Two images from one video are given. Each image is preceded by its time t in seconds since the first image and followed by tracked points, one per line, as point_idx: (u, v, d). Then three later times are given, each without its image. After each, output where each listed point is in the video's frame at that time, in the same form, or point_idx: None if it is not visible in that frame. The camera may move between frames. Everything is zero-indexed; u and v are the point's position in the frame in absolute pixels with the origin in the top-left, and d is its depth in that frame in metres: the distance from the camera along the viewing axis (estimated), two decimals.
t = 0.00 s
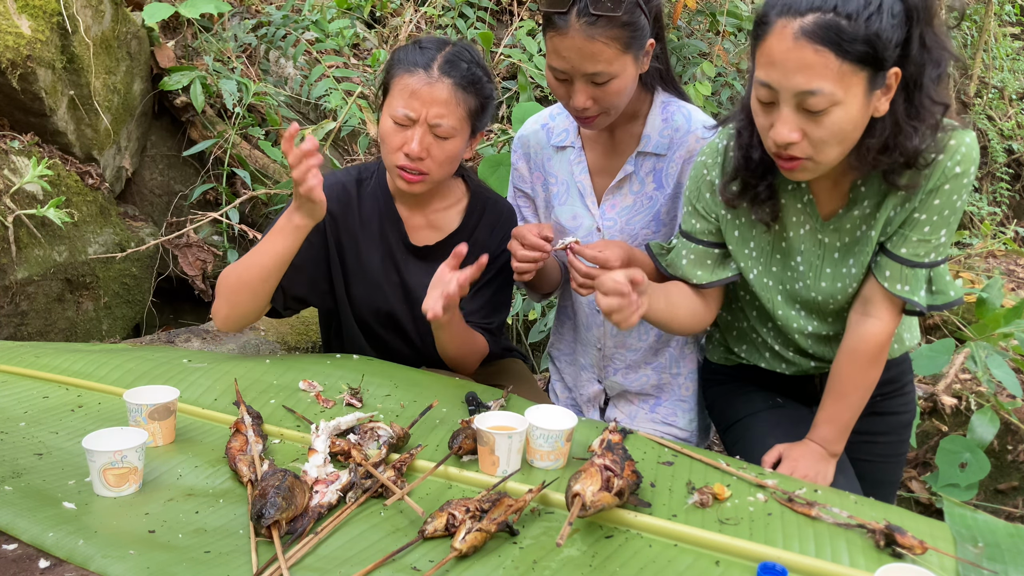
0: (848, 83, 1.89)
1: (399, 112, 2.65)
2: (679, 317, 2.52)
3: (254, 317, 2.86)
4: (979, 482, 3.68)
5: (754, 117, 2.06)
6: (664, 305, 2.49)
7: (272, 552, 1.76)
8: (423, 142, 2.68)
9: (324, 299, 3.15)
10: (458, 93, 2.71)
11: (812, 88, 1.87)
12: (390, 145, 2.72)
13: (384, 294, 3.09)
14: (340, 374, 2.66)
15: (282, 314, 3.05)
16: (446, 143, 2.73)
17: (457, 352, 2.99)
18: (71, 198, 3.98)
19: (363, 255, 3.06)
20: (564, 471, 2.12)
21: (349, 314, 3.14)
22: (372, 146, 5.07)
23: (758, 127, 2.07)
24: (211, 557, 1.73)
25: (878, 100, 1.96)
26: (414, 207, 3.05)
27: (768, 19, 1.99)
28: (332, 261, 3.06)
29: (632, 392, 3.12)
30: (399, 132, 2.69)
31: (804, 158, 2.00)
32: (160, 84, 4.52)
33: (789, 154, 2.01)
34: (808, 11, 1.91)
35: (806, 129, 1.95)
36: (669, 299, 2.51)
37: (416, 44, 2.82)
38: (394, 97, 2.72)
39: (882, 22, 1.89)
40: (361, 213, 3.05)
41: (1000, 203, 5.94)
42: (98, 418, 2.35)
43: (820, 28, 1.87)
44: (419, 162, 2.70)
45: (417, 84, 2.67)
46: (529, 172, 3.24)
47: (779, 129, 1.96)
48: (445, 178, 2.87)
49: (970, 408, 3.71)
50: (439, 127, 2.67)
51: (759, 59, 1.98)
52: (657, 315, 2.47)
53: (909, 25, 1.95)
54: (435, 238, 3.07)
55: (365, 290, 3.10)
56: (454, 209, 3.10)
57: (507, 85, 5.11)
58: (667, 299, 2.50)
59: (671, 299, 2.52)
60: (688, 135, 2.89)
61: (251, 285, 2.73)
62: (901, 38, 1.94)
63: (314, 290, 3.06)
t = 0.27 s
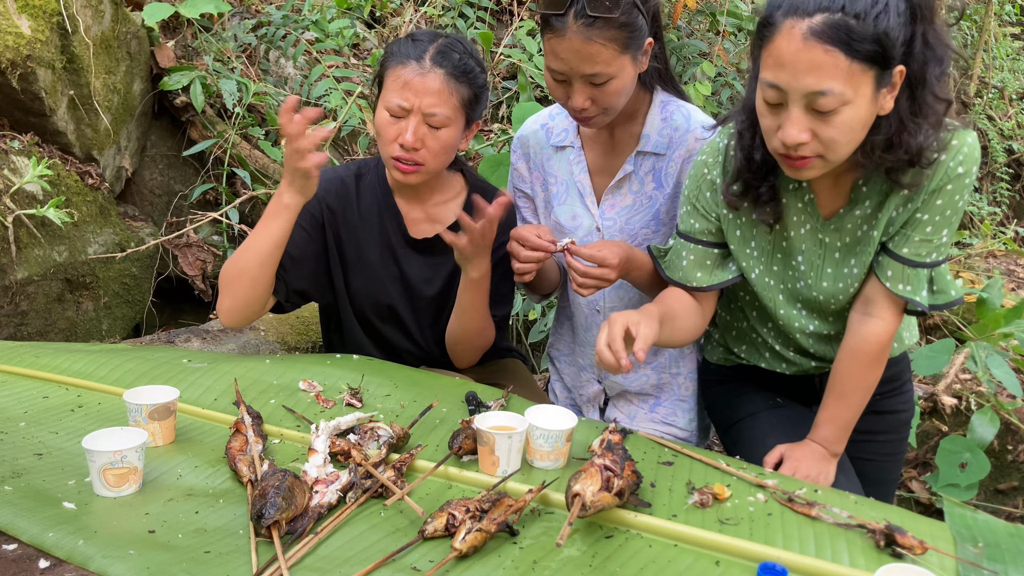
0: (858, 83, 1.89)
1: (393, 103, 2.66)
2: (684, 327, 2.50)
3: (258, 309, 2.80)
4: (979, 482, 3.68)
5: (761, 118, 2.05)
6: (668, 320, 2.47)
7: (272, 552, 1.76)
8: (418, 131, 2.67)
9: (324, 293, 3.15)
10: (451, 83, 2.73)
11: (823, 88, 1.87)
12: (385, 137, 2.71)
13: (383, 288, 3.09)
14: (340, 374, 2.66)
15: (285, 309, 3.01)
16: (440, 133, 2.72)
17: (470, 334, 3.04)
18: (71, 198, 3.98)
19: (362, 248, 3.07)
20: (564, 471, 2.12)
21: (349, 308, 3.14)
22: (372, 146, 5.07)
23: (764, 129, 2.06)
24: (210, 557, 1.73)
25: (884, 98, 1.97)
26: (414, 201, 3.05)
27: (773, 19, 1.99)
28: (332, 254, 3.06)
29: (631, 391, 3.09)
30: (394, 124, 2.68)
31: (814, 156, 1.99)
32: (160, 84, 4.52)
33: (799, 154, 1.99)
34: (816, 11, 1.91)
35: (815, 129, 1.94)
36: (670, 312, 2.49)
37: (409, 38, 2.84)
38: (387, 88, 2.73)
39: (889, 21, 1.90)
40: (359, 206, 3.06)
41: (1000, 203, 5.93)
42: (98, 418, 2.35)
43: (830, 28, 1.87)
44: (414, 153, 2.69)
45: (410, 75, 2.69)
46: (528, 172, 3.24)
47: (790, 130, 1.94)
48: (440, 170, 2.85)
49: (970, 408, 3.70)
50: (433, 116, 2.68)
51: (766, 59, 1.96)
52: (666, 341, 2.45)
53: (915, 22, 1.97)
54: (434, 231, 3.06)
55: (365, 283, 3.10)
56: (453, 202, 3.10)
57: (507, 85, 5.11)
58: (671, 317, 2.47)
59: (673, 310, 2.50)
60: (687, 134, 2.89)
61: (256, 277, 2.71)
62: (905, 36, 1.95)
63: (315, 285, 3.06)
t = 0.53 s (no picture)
0: (864, 81, 1.89)
1: (389, 99, 2.66)
2: (684, 335, 2.48)
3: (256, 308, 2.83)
4: (979, 482, 3.68)
5: (765, 117, 2.04)
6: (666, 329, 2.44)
7: (272, 552, 1.76)
8: (415, 127, 2.67)
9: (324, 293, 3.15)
10: (447, 77, 2.73)
11: (829, 87, 1.87)
12: (382, 136, 2.70)
13: (384, 286, 3.08)
14: (340, 374, 2.66)
15: (285, 310, 3.05)
16: (437, 128, 2.72)
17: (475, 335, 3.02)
18: (71, 198, 3.98)
19: (363, 247, 3.07)
20: (564, 471, 2.12)
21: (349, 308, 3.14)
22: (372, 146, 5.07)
23: (767, 127, 2.05)
24: (211, 556, 1.73)
25: (889, 96, 1.97)
26: (413, 199, 3.06)
27: (778, 17, 1.99)
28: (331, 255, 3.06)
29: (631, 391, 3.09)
30: (391, 121, 2.68)
31: (817, 156, 1.99)
32: (160, 85, 4.52)
33: (803, 154, 1.99)
34: (822, 9, 1.91)
35: (820, 128, 1.93)
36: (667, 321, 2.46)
37: (404, 35, 2.85)
38: (383, 86, 2.73)
39: (895, 19, 1.91)
40: (358, 206, 3.06)
41: (1000, 203, 5.93)
42: (98, 418, 2.35)
43: (836, 25, 1.87)
44: (412, 149, 2.69)
45: (406, 71, 2.70)
46: (528, 172, 3.24)
47: (795, 128, 1.94)
48: (439, 167, 2.84)
49: (970, 408, 3.70)
50: (430, 111, 2.68)
51: (771, 57, 1.96)
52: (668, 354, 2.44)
53: (919, 21, 1.97)
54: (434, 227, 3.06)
55: (365, 283, 3.09)
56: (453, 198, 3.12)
57: (507, 85, 5.11)
58: (669, 321, 2.45)
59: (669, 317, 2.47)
60: (687, 134, 2.89)
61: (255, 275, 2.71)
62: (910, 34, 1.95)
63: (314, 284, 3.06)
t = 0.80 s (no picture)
0: (865, 80, 1.89)
1: (387, 99, 2.66)
2: (675, 342, 2.48)
3: (257, 315, 2.81)
4: (979, 482, 3.68)
5: (766, 114, 2.04)
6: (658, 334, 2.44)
7: (272, 552, 1.76)
8: (412, 128, 2.67)
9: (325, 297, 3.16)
10: (444, 77, 2.73)
11: (830, 85, 1.87)
12: (380, 136, 2.70)
13: (384, 290, 3.08)
14: (340, 374, 2.66)
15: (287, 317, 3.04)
16: (435, 128, 2.72)
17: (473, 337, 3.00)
18: (71, 198, 3.98)
19: (362, 251, 3.08)
20: (564, 471, 2.12)
21: (349, 312, 3.15)
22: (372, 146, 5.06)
23: (767, 124, 2.05)
24: (211, 556, 1.73)
25: (890, 96, 1.97)
26: (412, 206, 3.05)
27: (781, 14, 1.99)
28: (331, 259, 3.07)
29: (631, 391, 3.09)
30: (389, 121, 2.68)
31: (817, 155, 1.99)
32: (160, 85, 4.52)
33: (803, 152, 1.99)
34: (825, 7, 1.91)
35: (820, 127, 1.93)
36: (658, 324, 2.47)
37: (400, 36, 2.85)
38: (380, 86, 2.73)
39: (898, 18, 1.91)
40: (357, 210, 3.07)
41: (999, 203, 5.93)
42: (98, 418, 2.35)
43: (839, 24, 1.87)
44: (410, 149, 2.70)
45: (403, 71, 2.69)
46: (528, 172, 3.24)
47: (795, 126, 1.94)
48: (436, 168, 2.84)
49: (970, 408, 3.70)
50: (427, 111, 2.68)
51: (773, 55, 1.95)
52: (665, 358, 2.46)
53: (921, 21, 1.97)
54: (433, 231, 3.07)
55: (365, 287, 3.10)
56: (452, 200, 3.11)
57: (507, 85, 5.11)
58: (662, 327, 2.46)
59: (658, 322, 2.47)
60: (687, 133, 2.91)
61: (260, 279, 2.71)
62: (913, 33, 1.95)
63: (314, 289, 3.07)
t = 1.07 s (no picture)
0: (865, 81, 1.89)
1: (394, 105, 2.66)
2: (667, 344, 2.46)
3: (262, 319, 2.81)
4: (979, 482, 3.68)
5: (765, 115, 2.05)
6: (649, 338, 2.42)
7: (272, 552, 1.76)
8: (419, 134, 2.67)
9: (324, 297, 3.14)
10: (452, 83, 2.72)
11: (830, 87, 1.87)
12: (387, 142, 2.71)
13: (383, 292, 3.09)
14: (340, 375, 2.66)
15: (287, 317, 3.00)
16: (442, 134, 2.73)
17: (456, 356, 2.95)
18: (71, 198, 3.98)
19: (363, 253, 3.07)
20: (564, 471, 2.12)
21: (348, 315, 3.12)
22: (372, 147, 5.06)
23: (767, 125, 2.06)
24: (211, 556, 1.73)
25: (889, 98, 1.97)
26: (412, 208, 3.05)
27: (781, 15, 1.99)
28: (335, 262, 3.05)
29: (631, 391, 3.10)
30: (396, 127, 2.69)
31: (817, 156, 1.99)
32: (160, 85, 4.52)
33: (803, 153, 1.99)
34: (826, 9, 1.91)
35: (820, 127, 1.93)
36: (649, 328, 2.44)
37: (406, 39, 2.83)
38: (387, 91, 2.72)
39: (898, 20, 1.91)
40: (360, 213, 3.05)
41: (1000, 203, 5.93)
42: (98, 418, 2.35)
43: (839, 25, 1.87)
44: (417, 155, 2.70)
45: (410, 77, 2.68)
46: (529, 172, 3.24)
47: (794, 127, 1.94)
48: (442, 172, 2.85)
49: (970, 408, 3.70)
50: (434, 117, 2.67)
51: (774, 55, 1.95)
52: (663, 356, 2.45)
53: (921, 23, 1.98)
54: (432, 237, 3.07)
55: (365, 288, 3.10)
56: (452, 207, 3.11)
57: (507, 85, 5.11)
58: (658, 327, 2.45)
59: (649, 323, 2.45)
60: (689, 133, 2.92)
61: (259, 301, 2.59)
62: (913, 35, 1.96)
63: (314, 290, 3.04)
